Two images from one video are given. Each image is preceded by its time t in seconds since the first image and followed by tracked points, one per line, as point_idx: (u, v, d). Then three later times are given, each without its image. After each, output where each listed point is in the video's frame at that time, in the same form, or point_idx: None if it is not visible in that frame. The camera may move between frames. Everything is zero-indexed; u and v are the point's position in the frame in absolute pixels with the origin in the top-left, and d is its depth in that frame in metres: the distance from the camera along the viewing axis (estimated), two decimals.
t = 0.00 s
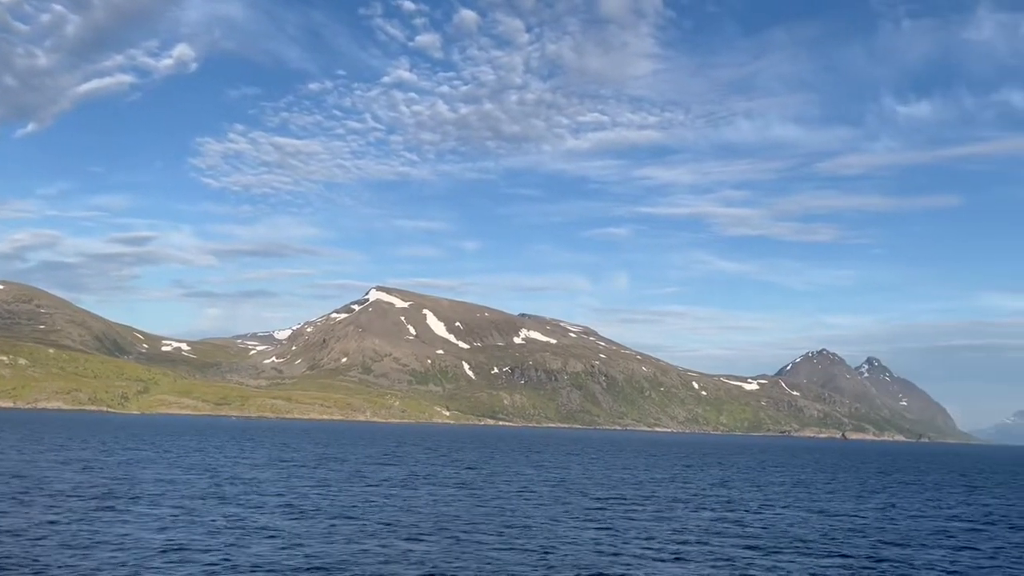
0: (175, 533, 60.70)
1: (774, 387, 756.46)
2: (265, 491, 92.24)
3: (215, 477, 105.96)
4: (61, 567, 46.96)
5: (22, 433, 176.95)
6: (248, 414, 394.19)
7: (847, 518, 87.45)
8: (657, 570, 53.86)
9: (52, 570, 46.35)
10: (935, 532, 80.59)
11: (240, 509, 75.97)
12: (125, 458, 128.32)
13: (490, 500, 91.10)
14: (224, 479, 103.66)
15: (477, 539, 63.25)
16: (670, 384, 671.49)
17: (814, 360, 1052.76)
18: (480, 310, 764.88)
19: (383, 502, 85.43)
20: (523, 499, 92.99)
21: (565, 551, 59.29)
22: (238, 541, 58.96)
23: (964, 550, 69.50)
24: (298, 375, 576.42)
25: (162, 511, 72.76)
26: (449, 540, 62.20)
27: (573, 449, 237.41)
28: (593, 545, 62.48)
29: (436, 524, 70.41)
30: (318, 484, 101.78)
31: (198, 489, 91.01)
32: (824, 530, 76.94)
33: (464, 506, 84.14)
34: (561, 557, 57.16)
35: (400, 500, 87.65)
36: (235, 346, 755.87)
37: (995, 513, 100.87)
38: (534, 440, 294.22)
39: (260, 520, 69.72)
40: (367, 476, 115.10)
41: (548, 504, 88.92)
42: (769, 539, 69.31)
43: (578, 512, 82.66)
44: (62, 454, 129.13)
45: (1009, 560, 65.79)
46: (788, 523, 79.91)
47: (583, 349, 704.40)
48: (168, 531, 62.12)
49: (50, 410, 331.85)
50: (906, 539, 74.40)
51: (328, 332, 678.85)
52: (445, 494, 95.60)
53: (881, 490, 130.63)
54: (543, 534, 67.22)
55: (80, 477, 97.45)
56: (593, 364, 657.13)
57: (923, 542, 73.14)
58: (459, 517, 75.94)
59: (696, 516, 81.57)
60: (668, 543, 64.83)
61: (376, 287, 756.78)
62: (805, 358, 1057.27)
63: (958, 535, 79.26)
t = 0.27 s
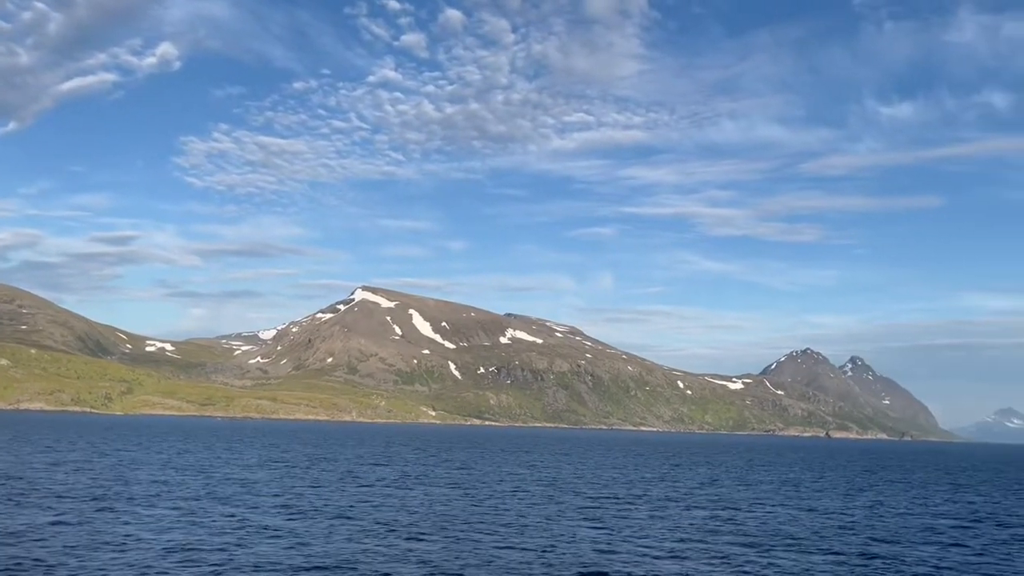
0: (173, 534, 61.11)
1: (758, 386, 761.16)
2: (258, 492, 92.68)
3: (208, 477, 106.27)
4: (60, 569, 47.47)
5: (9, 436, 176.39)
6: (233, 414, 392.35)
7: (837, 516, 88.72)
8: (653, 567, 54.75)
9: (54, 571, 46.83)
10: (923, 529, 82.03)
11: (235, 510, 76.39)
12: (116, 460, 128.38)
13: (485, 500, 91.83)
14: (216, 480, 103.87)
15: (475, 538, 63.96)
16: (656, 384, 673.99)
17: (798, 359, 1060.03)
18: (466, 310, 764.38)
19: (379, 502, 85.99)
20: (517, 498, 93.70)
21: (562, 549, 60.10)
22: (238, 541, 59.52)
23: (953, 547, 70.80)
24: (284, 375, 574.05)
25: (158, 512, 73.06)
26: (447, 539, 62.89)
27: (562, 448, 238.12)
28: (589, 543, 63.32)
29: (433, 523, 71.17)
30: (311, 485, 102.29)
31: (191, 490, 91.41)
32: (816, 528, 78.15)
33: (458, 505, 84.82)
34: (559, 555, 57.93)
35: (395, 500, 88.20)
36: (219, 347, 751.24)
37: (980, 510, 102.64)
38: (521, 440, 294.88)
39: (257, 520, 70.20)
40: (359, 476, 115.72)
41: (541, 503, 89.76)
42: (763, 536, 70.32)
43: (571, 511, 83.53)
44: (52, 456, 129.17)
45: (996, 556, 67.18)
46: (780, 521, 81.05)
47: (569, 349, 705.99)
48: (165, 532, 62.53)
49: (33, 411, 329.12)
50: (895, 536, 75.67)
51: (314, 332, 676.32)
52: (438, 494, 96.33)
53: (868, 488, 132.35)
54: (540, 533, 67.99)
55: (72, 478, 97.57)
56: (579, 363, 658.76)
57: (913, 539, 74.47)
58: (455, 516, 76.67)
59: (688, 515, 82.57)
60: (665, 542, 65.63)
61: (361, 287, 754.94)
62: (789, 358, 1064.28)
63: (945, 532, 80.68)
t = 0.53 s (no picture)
0: (175, 536, 61.44)
1: (748, 386, 763.89)
2: (256, 492, 93.17)
3: (204, 478, 106.71)
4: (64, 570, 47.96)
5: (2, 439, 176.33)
6: (223, 415, 390.88)
7: (832, 514, 89.65)
8: (654, 566, 55.28)
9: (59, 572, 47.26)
10: (916, 526, 82.98)
11: (235, 511, 76.76)
12: (111, 460, 128.72)
13: (482, 499, 92.36)
14: (213, 481, 104.36)
15: (476, 537, 64.47)
16: (646, 383, 675.68)
17: (787, 359, 1064.71)
18: (456, 310, 763.68)
19: (378, 502, 86.52)
20: (514, 498, 94.30)
21: (563, 548, 60.67)
22: (239, 541, 60.04)
23: (948, 544, 71.67)
24: (273, 376, 572.05)
25: (160, 513, 73.42)
26: (448, 539, 63.33)
27: (556, 449, 238.61)
28: (590, 541, 63.97)
29: (433, 522, 71.67)
30: (308, 485, 102.98)
31: (188, 491, 91.81)
32: (812, 527, 78.99)
33: (457, 505, 85.38)
34: (560, 555, 58.45)
35: (394, 500, 88.66)
36: (208, 348, 747.54)
37: (971, 508, 103.88)
38: (512, 440, 295.57)
39: (258, 521, 70.58)
40: (356, 477, 116.36)
41: (538, 502, 90.43)
42: (761, 535, 71.05)
43: (569, 510, 84.18)
44: (48, 457, 129.37)
45: (990, 552, 68.14)
46: (777, 520, 81.87)
47: (559, 349, 706.92)
48: (167, 534, 62.89)
49: (20, 413, 326.92)
50: (890, 534, 76.48)
51: (303, 333, 673.87)
52: (435, 493, 96.90)
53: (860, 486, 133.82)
54: (540, 532, 68.65)
55: (68, 480, 97.92)
56: (568, 363, 659.68)
57: (908, 536, 75.30)
58: (454, 515, 77.22)
59: (685, 514, 83.34)
60: (665, 540, 66.17)
61: (351, 288, 753.17)
62: (778, 357, 1068.53)
63: (939, 529, 81.64)
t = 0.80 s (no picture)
0: (178, 538, 62.37)
1: (741, 385, 765.73)
2: (256, 493, 93.87)
3: (204, 480, 107.51)
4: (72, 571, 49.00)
5: None
6: (216, 417, 389.39)
7: (829, 513, 90.52)
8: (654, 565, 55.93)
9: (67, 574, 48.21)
10: (915, 524, 83.61)
11: (238, 512, 77.59)
12: (110, 464, 129.53)
13: (483, 499, 92.98)
14: (214, 482, 105.13)
15: (479, 538, 65.31)
16: (639, 383, 676.57)
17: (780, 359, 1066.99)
18: (449, 311, 762.87)
19: (378, 503, 87.30)
20: (515, 498, 94.96)
21: (567, 548, 61.37)
22: (244, 543, 60.81)
23: (944, 541, 72.45)
24: (266, 377, 570.24)
25: (166, 516, 74.03)
26: (453, 539, 64.24)
27: (552, 450, 239.14)
28: (592, 541, 64.81)
29: (437, 524, 72.42)
30: (309, 486, 104.02)
31: (189, 493, 92.65)
32: (809, 525, 79.89)
33: (459, 506, 86.13)
34: (564, 555, 59.09)
35: (394, 501, 89.30)
36: (201, 349, 744.96)
37: (967, 506, 104.77)
38: (508, 441, 295.48)
39: (262, 522, 71.38)
40: (355, 478, 117.29)
41: (540, 503, 91.16)
42: (761, 534, 71.74)
43: (569, 510, 85.02)
44: (47, 460, 130.32)
45: (989, 549, 68.68)
46: (775, 519, 82.81)
47: (553, 349, 707.34)
48: (170, 535, 63.82)
49: (12, 416, 325.26)
50: (887, 531, 77.28)
51: (296, 334, 672.05)
52: (437, 494, 97.51)
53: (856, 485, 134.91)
54: (539, 533, 69.21)
55: (71, 483, 98.75)
56: (562, 363, 660.08)
57: (906, 534, 76.16)
58: (456, 516, 77.92)
59: (683, 513, 84.25)
60: (667, 540, 66.81)
61: (344, 289, 751.72)
62: (771, 357, 1071.09)
63: (936, 527, 82.56)
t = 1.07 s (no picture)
0: (184, 539, 63.38)
1: (736, 385, 767.28)
2: (258, 495, 94.99)
3: (206, 483, 108.61)
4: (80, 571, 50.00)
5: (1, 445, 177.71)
6: (212, 419, 388.98)
7: (828, 512, 91.42)
8: (657, 565, 56.64)
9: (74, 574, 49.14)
10: (916, 522, 84.46)
11: (241, 515, 78.55)
12: (111, 466, 130.60)
13: (485, 500, 93.81)
14: (215, 485, 106.18)
15: (481, 538, 66.23)
16: (635, 384, 677.55)
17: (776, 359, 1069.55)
18: (445, 312, 762.83)
19: (381, 504, 88.17)
20: (516, 499, 95.79)
21: (574, 548, 62.47)
22: (250, 543, 61.86)
23: (944, 539, 73.21)
24: (262, 379, 569.00)
25: (176, 517, 75.03)
26: (462, 539, 65.34)
27: (550, 450, 240.23)
28: (595, 541, 65.63)
29: (441, 525, 73.16)
30: (310, 488, 105.08)
31: (192, 495, 93.73)
32: (809, 524, 80.69)
33: (461, 507, 86.92)
34: (569, 555, 59.83)
35: (396, 502, 90.10)
36: (196, 351, 743.33)
37: (965, 504, 105.66)
38: (505, 442, 296.02)
39: (268, 524, 72.32)
40: (354, 480, 118.25)
41: (541, 504, 92.08)
42: (762, 534, 72.51)
43: (570, 511, 85.92)
44: (49, 463, 131.46)
45: (989, 546, 69.53)
46: (775, 518, 83.72)
47: (549, 350, 708.05)
48: (176, 536, 64.84)
49: (7, 418, 324.37)
50: (888, 529, 78.30)
51: (292, 336, 671.02)
52: (439, 496, 98.42)
53: (854, 485, 135.73)
54: (541, 532, 70.02)
55: (74, 485, 99.93)
56: (558, 364, 660.66)
57: (905, 532, 77.00)
58: (459, 517, 78.77)
59: (683, 513, 85.16)
60: (673, 539, 67.68)
61: (340, 290, 751.04)
62: (767, 357, 1073.60)
63: (935, 525, 83.38)
